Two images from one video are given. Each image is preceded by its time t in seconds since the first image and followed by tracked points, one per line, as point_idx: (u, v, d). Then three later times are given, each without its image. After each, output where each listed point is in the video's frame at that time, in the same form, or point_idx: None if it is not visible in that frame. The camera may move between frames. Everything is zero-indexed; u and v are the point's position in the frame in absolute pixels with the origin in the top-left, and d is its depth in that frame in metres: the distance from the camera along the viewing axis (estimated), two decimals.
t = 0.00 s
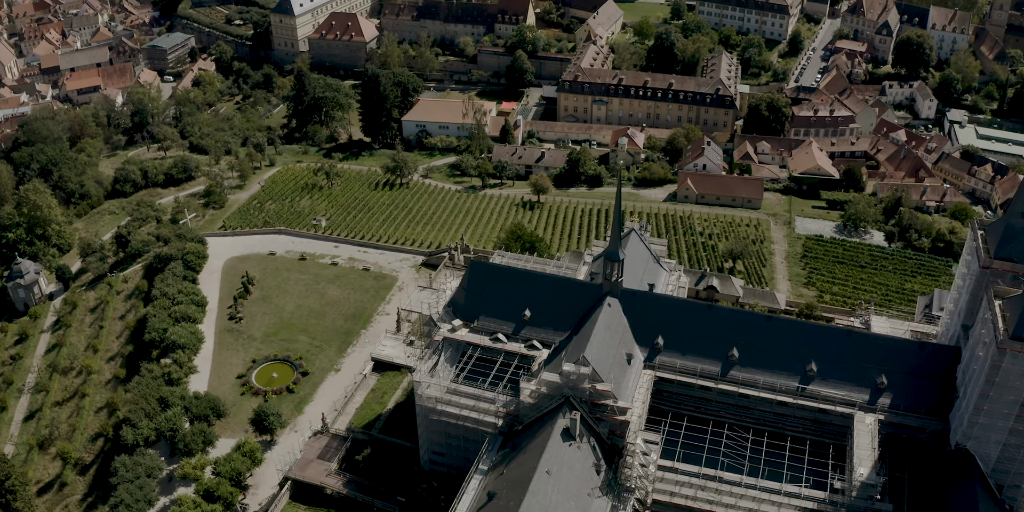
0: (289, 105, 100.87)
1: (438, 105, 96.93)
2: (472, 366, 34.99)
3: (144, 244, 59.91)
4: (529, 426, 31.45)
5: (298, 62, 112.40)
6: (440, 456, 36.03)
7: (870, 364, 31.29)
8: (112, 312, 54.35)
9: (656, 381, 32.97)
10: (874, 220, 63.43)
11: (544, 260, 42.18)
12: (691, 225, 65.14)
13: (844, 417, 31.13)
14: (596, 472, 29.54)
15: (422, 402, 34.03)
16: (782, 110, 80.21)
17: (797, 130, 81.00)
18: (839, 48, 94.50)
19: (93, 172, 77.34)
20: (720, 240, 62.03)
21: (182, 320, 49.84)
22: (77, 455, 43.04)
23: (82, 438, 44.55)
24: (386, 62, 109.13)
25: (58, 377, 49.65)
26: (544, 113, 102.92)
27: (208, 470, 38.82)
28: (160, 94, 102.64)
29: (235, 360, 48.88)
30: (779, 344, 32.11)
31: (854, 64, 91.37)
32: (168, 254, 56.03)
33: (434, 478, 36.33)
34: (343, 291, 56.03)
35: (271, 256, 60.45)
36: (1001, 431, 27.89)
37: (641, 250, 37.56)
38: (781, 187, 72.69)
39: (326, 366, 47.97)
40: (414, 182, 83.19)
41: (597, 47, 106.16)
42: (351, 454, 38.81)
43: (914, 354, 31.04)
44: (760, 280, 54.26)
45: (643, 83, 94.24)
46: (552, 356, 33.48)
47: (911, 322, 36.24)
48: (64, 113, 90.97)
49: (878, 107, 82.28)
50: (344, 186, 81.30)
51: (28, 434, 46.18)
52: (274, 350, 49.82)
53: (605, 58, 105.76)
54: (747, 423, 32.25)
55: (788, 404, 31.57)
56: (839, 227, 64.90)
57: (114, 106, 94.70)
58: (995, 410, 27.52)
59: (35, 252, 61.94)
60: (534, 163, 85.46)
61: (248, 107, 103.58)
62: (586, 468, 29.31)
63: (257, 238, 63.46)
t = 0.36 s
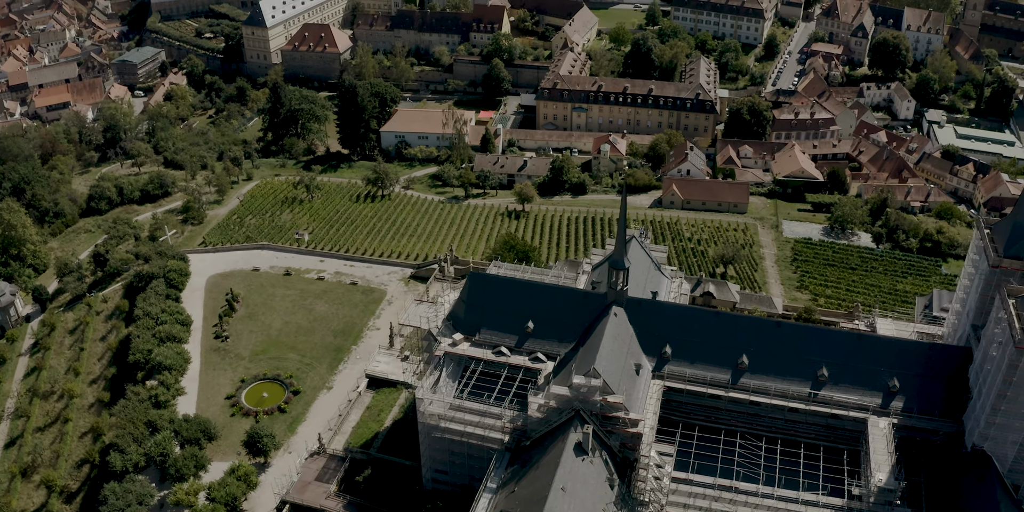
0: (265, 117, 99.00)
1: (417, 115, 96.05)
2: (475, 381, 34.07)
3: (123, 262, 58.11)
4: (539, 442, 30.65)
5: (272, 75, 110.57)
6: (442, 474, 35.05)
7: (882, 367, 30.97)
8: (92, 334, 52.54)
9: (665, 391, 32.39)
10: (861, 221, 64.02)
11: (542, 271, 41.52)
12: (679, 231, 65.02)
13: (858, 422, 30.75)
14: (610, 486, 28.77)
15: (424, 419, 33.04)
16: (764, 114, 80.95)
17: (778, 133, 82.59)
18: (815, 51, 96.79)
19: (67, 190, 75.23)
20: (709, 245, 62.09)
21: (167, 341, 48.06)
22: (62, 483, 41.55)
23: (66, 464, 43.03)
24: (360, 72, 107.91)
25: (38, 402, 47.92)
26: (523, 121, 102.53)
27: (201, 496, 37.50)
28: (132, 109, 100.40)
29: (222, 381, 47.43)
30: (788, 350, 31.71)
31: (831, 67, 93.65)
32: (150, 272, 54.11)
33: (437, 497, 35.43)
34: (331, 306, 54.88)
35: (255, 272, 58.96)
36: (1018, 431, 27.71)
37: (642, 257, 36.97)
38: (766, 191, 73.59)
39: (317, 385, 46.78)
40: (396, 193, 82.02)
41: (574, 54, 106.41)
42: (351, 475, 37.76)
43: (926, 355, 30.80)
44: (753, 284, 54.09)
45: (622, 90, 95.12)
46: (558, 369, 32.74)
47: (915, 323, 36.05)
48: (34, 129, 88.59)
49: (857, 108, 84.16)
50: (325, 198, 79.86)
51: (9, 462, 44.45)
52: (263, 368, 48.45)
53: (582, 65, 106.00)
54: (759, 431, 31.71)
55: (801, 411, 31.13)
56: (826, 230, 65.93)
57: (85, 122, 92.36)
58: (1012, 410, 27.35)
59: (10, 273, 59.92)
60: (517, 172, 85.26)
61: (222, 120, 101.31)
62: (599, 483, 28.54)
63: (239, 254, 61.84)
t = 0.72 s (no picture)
0: (240, 130, 96.25)
1: (395, 124, 94.96)
2: (479, 395, 33.22)
3: (101, 281, 56.32)
4: (550, 456, 29.87)
5: (243, 88, 108.00)
6: (444, 491, 34.04)
7: (892, 369, 30.67)
8: (71, 357, 50.81)
9: (675, 401, 31.79)
10: (847, 222, 64.55)
11: (539, 281, 40.80)
12: (667, 237, 64.78)
13: (871, 426, 30.40)
14: (625, 500, 28.04)
15: (428, 436, 32.10)
16: (744, 117, 82.33)
17: (759, 136, 83.34)
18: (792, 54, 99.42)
19: (39, 208, 72.97)
20: (698, 250, 62.06)
21: (152, 362, 46.44)
22: None
23: (51, 492, 41.48)
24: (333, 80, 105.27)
25: (18, 429, 46.18)
26: (501, 129, 102.02)
27: None
28: (103, 124, 97.97)
29: (211, 401, 46.02)
30: (797, 355, 31.30)
31: (807, 69, 96.34)
32: (131, 291, 52.37)
33: None
34: (319, 321, 53.66)
35: (238, 288, 57.42)
36: None
37: (644, 264, 36.44)
38: (751, 194, 74.31)
39: (309, 402, 45.60)
40: (377, 205, 80.81)
41: (551, 61, 106.35)
42: (353, 496, 37.16)
43: (936, 356, 30.56)
44: (747, 287, 53.90)
45: (601, 96, 95.24)
46: (565, 381, 32.04)
47: (918, 323, 35.89)
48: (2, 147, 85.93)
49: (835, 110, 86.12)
50: (305, 211, 78.08)
51: None
52: (252, 387, 47.12)
53: (560, 72, 105.94)
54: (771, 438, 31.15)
55: (813, 416, 30.69)
56: (812, 233, 65.98)
57: (55, 138, 89.81)
58: None
59: None
60: (499, 181, 84.75)
61: (194, 134, 97.84)
62: (614, 498, 27.79)
63: (221, 270, 60.19)
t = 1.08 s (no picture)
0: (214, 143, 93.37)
1: (373, 136, 94.12)
2: (484, 410, 32.30)
3: (79, 300, 54.48)
4: (561, 471, 29.08)
5: (216, 100, 105.56)
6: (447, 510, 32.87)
7: (903, 371, 30.37)
8: (51, 379, 49.09)
9: (685, 409, 31.17)
10: (834, 224, 65.03)
11: (537, 290, 40.10)
12: (656, 242, 64.46)
13: (884, 429, 30.03)
14: None
15: (432, 454, 31.11)
16: (725, 121, 83.53)
17: (740, 139, 85.21)
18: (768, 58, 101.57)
19: (10, 226, 70.69)
20: (687, 255, 61.92)
21: (137, 383, 44.94)
22: None
23: None
24: (308, 94, 103.86)
25: None
26: (479, 138, 101.28)
27: None
28: (73, 139, 95.53)
29: (199, 422, 44.61)
30: (808, 359, 30.89)
31: (783, 72, 98.31)
32: (111, 310, 50.64)
33: None
34: (307, 337, 52.39)
35: (221, 304, 55.85)
36: None
37: (646, 270, 35.93)
38: (735, 198, 75.05)
39: (301, 421, 44.40)
40: (358, 216, 79.47)
41: (528, 68, 106.08)
42: None
43: (947, 356, 30.31)
44: (739, 291, 53.72)
45: (580, 102, 95.19)
46: (574, 393, 31.27)
47: (922, 323, 35.73)
48: None
49: (814, 111, 88.21)
50: (286, 225, 75.56)
51: None
52: (242, 406, 45.75)
53: (537, 78, 105.69)
54: (784, 444, 30.64)
55: (826, 420, 30.26)
56: (798, 235, 66.54)
57: (23, 154, 87.26)
58: None
59: None
60: (480, 190, 84.14)
61: (166, 148, 94.83)
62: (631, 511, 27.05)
63: (203, 286, 58.53)
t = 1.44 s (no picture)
0: (187, 157, 90.65)
1: (350, 146, 92.81)
2: (489, 424, 31.48)
3: (57, 320, 52.72)
4: (574, 485, 28.37)
5: (187, 112, 103.35)
6: None
7: (914, 372, 30.08)
8: (31, 402, 47.40)
9: (696, 417, 30.58)
10: (819, 226, 65.48)
11: (535, 300, 39.48)
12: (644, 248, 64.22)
13: (898, 431, 29.69)
14: None
15: (437, 471, 30.19)
16: (706, 125, 84.15)
17: (720, 143, 86.11)
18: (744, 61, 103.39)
19: None
20: (676, 260, 61.80)
21: (122, 405, 43.46)
22: None
23: None
24: (281, 104, 102.22)
25: None
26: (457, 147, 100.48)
27: None
28: (42, 155, 93.05)
29: (188, 443, 43.21)
30: (818, 362, 30.48)
31: (759, 75, 99.84)
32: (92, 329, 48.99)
33: None
34: (295, 353, 51.10)
35: (204, 321, 54.29)
36: None
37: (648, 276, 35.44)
38: (719, 202, 75.75)
39: (294, 439, 43.21)
40: (339, 228, 78.16)
41: (505, 75, 105.71)
42: None
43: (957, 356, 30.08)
44: (731, 295, 53.57)
45: (559, 109, 95.02)
46: (582, 405, 30.57)
47: (925, 323, 35.57)
48: None
49: (792, 114, 89.52)
50: (265, 238, 73.61)
51: None
52: (231, 426, 44.39)
53: (514, 85, 105.38)
54: (797, 450, 30.18)
55: (840, 424, 29.86)
56: (783, 237, 66.86)
57: None
58: None
59: None
60: (462, 199, 83.46)
61: (138, 162, 92.36)
62: None
63: (185, 302, 56.96)
